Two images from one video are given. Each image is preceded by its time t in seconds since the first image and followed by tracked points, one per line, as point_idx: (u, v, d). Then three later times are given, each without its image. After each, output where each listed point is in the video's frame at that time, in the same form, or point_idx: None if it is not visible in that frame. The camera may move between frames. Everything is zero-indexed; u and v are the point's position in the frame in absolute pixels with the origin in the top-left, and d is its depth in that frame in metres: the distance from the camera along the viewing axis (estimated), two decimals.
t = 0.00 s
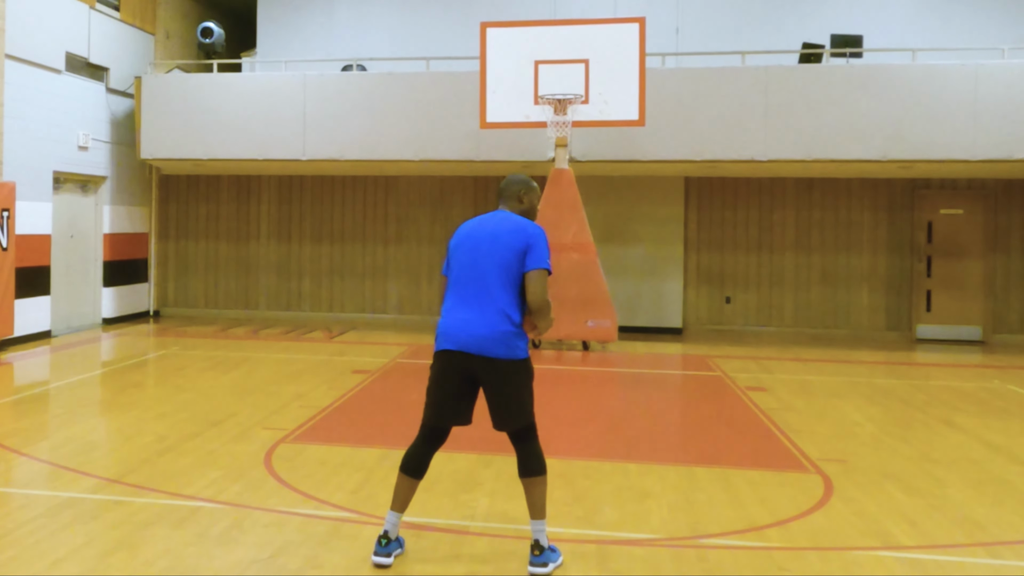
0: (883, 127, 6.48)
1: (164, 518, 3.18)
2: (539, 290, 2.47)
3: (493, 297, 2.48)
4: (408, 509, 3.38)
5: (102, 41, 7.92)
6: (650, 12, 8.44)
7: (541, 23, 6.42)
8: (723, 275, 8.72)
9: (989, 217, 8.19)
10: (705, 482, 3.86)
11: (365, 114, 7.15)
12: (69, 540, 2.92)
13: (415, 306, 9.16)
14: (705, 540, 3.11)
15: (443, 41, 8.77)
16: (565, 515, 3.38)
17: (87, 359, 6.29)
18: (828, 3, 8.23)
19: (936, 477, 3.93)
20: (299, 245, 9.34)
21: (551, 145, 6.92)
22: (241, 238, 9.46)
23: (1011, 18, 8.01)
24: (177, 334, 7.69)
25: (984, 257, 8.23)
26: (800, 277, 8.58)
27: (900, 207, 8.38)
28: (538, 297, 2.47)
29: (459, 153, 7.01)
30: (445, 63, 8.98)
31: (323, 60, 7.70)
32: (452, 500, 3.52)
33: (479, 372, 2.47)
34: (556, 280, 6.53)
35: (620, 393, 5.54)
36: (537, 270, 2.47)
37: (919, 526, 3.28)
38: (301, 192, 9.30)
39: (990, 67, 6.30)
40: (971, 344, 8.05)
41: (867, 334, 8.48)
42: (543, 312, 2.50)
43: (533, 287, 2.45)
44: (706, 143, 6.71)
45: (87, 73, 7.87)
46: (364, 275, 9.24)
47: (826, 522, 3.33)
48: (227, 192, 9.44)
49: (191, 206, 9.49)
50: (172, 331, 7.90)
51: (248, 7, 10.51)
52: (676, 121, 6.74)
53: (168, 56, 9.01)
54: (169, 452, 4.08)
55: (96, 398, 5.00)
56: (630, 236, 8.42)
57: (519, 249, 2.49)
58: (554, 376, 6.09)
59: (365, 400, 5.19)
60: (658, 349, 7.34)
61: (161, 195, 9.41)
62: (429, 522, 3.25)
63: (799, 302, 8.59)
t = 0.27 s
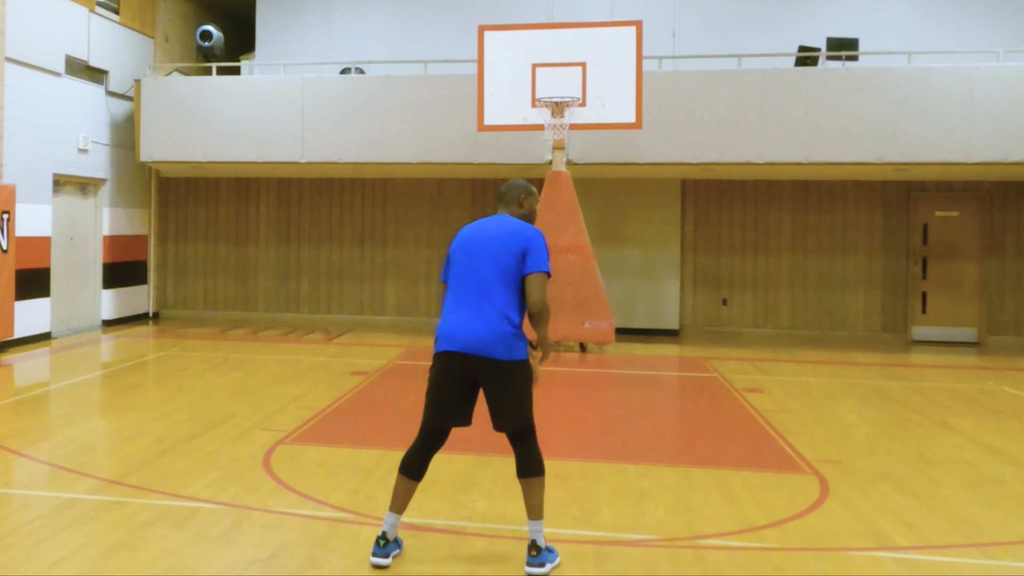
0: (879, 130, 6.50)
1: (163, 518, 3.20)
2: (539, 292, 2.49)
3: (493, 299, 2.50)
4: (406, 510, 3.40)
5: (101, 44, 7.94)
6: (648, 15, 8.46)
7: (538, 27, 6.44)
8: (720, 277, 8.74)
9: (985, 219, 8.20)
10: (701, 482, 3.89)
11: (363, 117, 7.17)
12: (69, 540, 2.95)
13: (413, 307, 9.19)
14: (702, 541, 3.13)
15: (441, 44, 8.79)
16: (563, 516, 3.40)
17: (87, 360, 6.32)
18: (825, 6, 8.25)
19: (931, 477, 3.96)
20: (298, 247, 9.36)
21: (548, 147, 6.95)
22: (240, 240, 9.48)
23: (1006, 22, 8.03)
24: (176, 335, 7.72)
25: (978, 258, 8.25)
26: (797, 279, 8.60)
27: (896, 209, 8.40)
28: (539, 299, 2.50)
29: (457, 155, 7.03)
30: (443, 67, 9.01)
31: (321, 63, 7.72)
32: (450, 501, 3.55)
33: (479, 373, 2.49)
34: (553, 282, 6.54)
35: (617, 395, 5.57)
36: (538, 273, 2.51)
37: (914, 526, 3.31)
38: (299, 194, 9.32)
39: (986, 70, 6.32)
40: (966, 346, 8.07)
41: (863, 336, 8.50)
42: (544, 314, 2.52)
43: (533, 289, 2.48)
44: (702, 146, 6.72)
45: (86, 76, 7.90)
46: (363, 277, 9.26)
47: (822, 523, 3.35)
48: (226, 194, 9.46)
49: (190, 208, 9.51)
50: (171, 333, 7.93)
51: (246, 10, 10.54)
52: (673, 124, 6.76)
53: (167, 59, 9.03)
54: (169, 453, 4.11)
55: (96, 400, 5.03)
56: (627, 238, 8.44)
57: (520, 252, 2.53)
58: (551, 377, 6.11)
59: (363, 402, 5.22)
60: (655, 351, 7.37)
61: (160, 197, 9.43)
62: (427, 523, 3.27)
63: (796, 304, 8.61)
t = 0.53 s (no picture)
0: (875, 133, 6.53)
1: (163, 519, 3.22)
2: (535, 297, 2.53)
3: (488, 302, 2.52)
4: (404, 510, 3.42)
5: (101, 47, 7.96)
6: (645, 18, 8.50)
7: (536, 30, 6.47)
8: (716, 279, 8.77)
9: (980, 222, 8.23)
10: (698, 483, 3.91)
11: (361, 120, 7.20)
12: (69, 541, 2.97)
13: (411, 309, 9.21)
14: (699, 541, 3.15)
15: (439, 47, 8.82)
16: (561, 516, 3.42)
17: (87, 362, 6.34)
18: (821, 9, 8.28)
19: (926, 478, 3.98)
20: (296, 249, 9.39)
21: (545, 150, 6.97)
22: (239, 243, 9.50)
23: (1001, 25, 8.06)
24: (175, 337, 7.74)
25: (973, 261, 8.28)
26: (793, 281, 8.63)
27: (891, 211, 8.44)
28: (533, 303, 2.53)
29: (455, 158, 7.06)
30: (441, 70, 9.03)
31: (319, 66, 7.74)
32: (448, 502, 3.57)
33: (473, 376, 2.50)
34: (551, 284, 6.56)
35: (614, 396, 5.59)
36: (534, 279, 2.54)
37: (910, 527, 3.33)
38: (297, 197, 9.35)
39: (980, 73, 6.36)
40: (961, 348, 8.09)
41: (859, 337, 8.52)
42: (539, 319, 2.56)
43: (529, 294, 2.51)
44: (699, 148, 6.75)
45: (86, 79, 7.92)
46: (361, 279, 9.28)
47: (817, 524, 3.37)
48: (225, 196, 9.49)
49: (189, 210, 9.53)
50: (170, 335, 7.95)
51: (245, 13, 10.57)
52: (670, 126, 6.79)
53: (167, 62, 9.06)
54: (168, 454, 4.13)
55: (96, 401, 5.05)
56: (625, 239, 8.46)
57: (516, 258, 2.56)
58: (549, 379, 6.14)
59: (361, 403, 5.24)
60: (652, 352, 7.39)
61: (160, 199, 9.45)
62: (425, 523, 3.29)
63: (792, 305, 8.64)
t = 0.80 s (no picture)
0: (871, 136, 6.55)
1: (162, 520, 3.25)
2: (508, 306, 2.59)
3: (462, 312, 2.55)
4: (402, 511, 3.45)
5: (101, 50, 7.99)
6: (643, 21, 8.52)
7: (534, 33, 6.50)
8: (713, 281, 8.79)
9: (976, 224, 8.26)
10: (695, 484, 3.93)
11: (360, 123, 7.22)
12: (68, 542, 3.00)
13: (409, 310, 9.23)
14: (697, 542, 3.17)
15: (437, 50, 8.84)
16: (558, 517, 3.45)
17: (87, 363, 6.37)
18: (819, 13, 8.30)
19: (921, 479, 4.01)
20: (295, 251, 9.41)
21: (543, 152, 7.00)
22: (238, 245, 9.53)
23: (998, 28, 8.08)
24: (175, 339, 7.77)
25: (968, 263, 8.31)
26: (790, 283, 8.66)
27: (887, 214, 8.46)
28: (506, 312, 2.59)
29: (453, 161, 7.08)
30: (439, 72, 9.05)
31: (317, 69, 7.76)
32: (445, 502, 3.60)
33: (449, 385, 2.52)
34: (547, 287, 6.59)
35: (610, 397, 5.62)
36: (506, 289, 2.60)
37: (905, 528, 3.36)
38: (295, 199, 9.37)
39: (976, 76, 6.38)
40: (958, 349, 8.11)
41: (855, 339, 8.54)
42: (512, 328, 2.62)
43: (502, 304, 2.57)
44: (695, 151, 6.78)
45: (86, 82, 7.95)
46: (360, 281, 9.30)
47: (811, 524, 3.40)
48: (224, 198, 9.51)
49: (188, 213, 9.56)
50: (169, 336, 7.98)
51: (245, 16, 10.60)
52: (667, 129, 6.81)
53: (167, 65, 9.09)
54: (167, 455, 4.15)
55: (95, 403, 5.07)
56: (622, 241, 8.48)
57: (486, 269, 2.61)
58: (546, 380, 6.16)
59: (359, 405, 5.26)
60: (649, 354, 7.42)
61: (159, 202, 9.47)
62: (422, 524, 3.32)
63: (788, 307, 8.66)
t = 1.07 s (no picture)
0: (867, 138, 6.57)
1: (162, 521, 3.27)
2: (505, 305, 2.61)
3: (460, 310, 2.57)
4: (400, 512, 3.47)
5: (101, 53, 8.02)
6: (641, 23, 8.54)
7: (531, 37, 6.52)
8: (710, 283, 8.81)
9: (971, 226, 8.29)
10: (692, 485, 3.95)
11: (357, 127, 7.24)
12: (69, 542, 3.02)
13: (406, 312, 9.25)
14: (693, 543, 3.20)
15: (435, 54, 8.87)
16: (555, 518, 3.47)
17: (87, 365, 6.39)
18: (815, 16, 8.32)
19: (916, 480, 4.04)
20: (293, 253, 9.44)
21: (540, 155, 7.02)
22: (236, 247, 9.55)
23: (993, 32, 8.11)
24: (174, 340, 7.80)
25: (964, 265, 8.32)
26: (786, 285, 8.68)
27: (882, 216, 8.49)
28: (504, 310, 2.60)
29: (450, 163, 7.11)
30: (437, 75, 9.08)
31: (315, 73, 7.79)
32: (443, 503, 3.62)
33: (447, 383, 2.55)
34: (545, 288, 6.63)
35: (608, 398, 5.64)
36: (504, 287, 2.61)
37: (900, 528, 3.38)
38: (293, 201, 9.40)
39: (971, 79, 6.40)
40: (954, 351, 8.14)
41: (852, 341, 8.57)
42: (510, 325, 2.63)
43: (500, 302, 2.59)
44: (693, 153, 6.80)
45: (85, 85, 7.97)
46: (357, 283, 9.33)
47: (807, 525, 3.42)
48: (222, 200, 9.53)
49: (187, 215, 9.59)
50: (169, 338, 8.00)
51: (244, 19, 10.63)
52: (664, 131, 6.83)
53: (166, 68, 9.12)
54: (166, 456, 4.17)
55: (95, 404, 5.09)
56: (620, 243, 8.50)
57: (485, 268, 2.62)
58: (543, 381, 6.18)
59: (357, 406, 5.28)
60: (647, 355, 7.44)
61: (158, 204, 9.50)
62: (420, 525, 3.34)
63: (785, 309, 8.68)
